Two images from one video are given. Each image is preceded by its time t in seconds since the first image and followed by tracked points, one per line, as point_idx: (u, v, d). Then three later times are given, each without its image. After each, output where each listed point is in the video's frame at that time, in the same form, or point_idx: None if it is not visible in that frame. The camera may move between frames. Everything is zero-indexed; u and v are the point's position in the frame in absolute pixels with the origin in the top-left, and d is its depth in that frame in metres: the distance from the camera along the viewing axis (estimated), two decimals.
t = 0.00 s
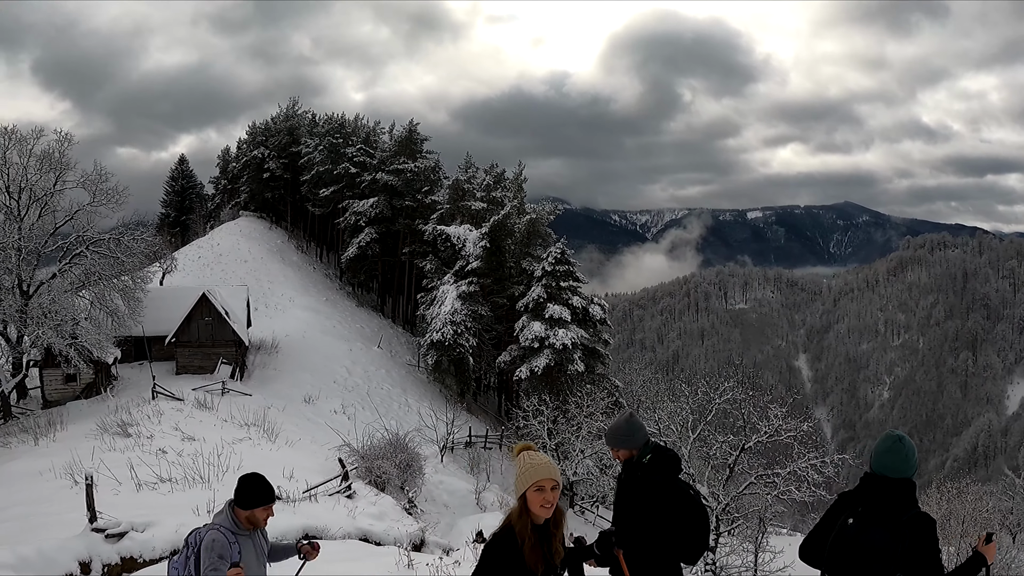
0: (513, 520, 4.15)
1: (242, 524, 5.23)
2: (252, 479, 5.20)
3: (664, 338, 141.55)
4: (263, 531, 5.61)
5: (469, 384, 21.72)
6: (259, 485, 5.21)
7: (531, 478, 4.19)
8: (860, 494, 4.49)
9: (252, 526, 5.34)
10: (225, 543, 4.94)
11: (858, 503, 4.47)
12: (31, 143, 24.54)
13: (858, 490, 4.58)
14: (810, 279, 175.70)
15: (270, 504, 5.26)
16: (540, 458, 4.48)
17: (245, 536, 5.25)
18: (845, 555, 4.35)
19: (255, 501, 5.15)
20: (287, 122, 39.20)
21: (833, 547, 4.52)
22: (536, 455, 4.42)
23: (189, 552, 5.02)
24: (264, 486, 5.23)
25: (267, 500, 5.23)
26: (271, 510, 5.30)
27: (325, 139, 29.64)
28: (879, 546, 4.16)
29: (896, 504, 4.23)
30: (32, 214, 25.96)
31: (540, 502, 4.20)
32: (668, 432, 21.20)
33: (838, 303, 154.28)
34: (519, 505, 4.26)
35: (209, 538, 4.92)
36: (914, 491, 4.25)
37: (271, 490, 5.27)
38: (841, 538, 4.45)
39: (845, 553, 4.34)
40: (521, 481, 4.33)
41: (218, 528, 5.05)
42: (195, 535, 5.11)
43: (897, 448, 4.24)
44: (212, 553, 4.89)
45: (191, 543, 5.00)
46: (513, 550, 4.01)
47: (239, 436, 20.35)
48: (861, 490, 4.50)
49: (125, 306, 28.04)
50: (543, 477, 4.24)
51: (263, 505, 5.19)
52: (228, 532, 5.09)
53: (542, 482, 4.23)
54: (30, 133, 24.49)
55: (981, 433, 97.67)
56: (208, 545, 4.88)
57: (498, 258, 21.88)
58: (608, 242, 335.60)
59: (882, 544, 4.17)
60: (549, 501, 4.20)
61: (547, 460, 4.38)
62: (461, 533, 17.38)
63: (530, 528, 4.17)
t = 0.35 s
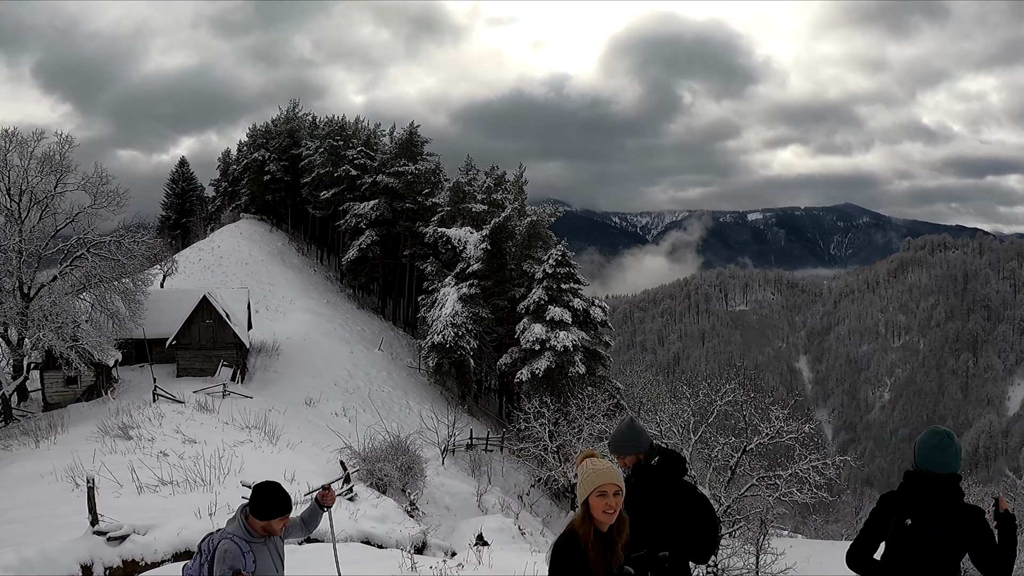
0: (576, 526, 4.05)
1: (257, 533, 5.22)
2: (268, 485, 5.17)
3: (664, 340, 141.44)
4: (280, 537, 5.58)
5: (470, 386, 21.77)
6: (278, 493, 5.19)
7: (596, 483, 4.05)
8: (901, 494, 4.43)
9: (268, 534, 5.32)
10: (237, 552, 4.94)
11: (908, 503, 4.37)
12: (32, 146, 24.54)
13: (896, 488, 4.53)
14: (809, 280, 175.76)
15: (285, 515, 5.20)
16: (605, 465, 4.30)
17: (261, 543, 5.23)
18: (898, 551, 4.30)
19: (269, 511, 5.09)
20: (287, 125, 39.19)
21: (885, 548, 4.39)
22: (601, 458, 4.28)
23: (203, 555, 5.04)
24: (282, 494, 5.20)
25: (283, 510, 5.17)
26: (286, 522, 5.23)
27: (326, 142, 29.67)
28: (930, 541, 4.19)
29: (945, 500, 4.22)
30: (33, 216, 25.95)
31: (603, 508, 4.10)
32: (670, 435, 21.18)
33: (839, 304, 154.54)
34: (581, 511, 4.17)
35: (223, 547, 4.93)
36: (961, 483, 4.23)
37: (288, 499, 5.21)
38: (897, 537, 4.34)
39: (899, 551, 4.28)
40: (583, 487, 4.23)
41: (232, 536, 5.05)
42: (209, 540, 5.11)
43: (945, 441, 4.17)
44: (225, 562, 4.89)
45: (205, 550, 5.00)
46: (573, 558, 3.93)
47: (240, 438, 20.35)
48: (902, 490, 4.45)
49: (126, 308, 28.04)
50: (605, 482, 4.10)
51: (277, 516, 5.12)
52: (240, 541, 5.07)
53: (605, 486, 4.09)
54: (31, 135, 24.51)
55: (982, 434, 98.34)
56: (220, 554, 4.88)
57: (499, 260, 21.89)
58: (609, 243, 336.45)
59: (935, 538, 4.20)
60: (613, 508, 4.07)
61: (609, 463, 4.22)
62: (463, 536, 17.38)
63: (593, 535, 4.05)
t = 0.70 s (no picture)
0: (618, 503, 4.43)
1: (284, 551, 4.92)
2: (296, 505, 4.91)
3: (656, 340, 141.67)
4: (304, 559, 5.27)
5: (463, 386, 21.85)
6: (309, 513, 4.94)
7: (637, 459, 4.42)
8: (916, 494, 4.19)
9: (294, 553, 5.03)
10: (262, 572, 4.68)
11: (942, 505, 4.04)
12: (23, 144, 24.38)
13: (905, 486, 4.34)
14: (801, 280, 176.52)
15: (314, 535, 4.93)
16: (641, 441, 4.66)
17: (285, 564, 4.92)
18: (940, 553, 4.02)
19: (299, 529, 4.83)
20: (279, 124, 39.10)
21: (920, 557, 4.08)
22: (637, 439, 4.63)
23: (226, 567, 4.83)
24: (313, 515, 4.95)
25: (313, 530, 4.90)
26: (314, 542, 4.96)
27: (318, 141, 29.56)
28: (969, 539, 3.97)
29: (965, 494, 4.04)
30: (25, 215, 25.79)
31: (643, 485, 4.45)
32: (662, 435, 21.18)
33: (831, 305, 155.31)
34: (621, 490, 4.54)
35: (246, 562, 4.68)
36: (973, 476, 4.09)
37: (317, 519, 4.97)
38: (931, 544, 4.03)
39: (934, 553, 4.02)
40: (621, 466, 4.63)
41: (257, 550, 4.80)
42: (232, 549, 4.92)
43: (958, 432, 4.01)
44: None
45: (228, 559, 4.81)
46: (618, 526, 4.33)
47: (233, 439, 20.30)
48: (916, 491, 4.21)
49: (118, 308, 27.92)
50: (646, 460, 4.47)
51: (306, 536, 4.87)
52: (265, 558, 4.79)
53: (645, 464, 4.48)
54: (22, 134, 24.35)
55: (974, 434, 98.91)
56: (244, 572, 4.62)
57: (492, 260, 21.96)
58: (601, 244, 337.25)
59: (971, 535, 4.01)
60: (653, 483, 4.45)
61: (647, 442, 4.59)
62: (455, 537, 17.38)
63: (638, 512, 4.43)
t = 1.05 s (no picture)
0: (641, 516, 4.40)
1: (290, 545, 4.67)
2: (308, 497, 4.68)
3: (639, 339, 142.49)
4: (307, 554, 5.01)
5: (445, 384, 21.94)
6: (319, 503, 4.71)
7: (661, 469, 4.43)
8: (913, 497, 4.66)
9: (300, 548, 4.76)
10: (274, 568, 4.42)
11: (944, 506, 4.47)
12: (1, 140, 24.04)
13: (902, 492, 4.83)
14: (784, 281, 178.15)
15: (325, 528, 4.68)
16: (661, 450, 4.71)
17: (293, 559, 4.70)
18: (951, 551, 4.34)
19: (309, 522, 4.59)
20: (262, 122, 39.05)
21: (932, 558, 4.36)
22: (655, 451, 4.71)
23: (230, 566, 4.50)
24: (323, 506, 4.72)
25: (324, 522, 4.67)
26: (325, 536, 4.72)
27: (300, 139, 29.52)
28: (973, 536, 4.36)
29: (957, 492, 4.57)
30: (5, 213, 25.47)
31: (666, 495, 4.45)
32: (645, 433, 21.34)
33: (814, 305, 157.00)
34: (643, 502, 4.55)
35: (253, 553, 4.44)
36: (959, 476, 4.68)
37: (327, 511, 4.72)
38: (942, 544, 4.35)
39: (946, 552, 4.32)
40: (642, 475, 4.63)
41: (263, 544, 4.54)
42: (236, 544, 4.63)
43: (946, 432, 4.67)
44: None
45: (232, 553, 4.54)
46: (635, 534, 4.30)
47: (215, 438, 20.14)
48: (912, 494, 4.69)
49: (99, 306, 27.65)
50: (669, 470, 4.51)
51: (318, 530, 4.63)
52: (274, 552, 4.54)
53: (668, 474, 4.49)
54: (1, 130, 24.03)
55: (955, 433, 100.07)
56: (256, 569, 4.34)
57: (475, 259, 22.58)
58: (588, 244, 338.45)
59: (974, 534, 4.39)
60: (675, 495, 4.42)
61: (667, 450, 4.66)
62: (438, 537, 17.31)
63: (660, 525, 4.41)
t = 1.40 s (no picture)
0: (631, 499, 4.56)
1: (301, 543, 4.55)
2: (313, 491, 4.57)
3: (607, 337, 143.43)
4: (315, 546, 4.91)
5: (412, 384, 21.92)
6: (325, 496, 4.60)
7: (654, 450, 4.64)
8: (883, 495, 4.58)
9: (310, 545, 4.66)
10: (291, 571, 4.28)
11: (914, 505, 4.40)
12: None
13: (869, 490, 4.77)
14: (750, 280, 181.26)
15: (333, 521, 4.58)
16: (652, 431, 4.83)
17: (306, 559, 4.56)
18: (920, 549, 4.28)
19: (319, 516, 4.50)
20: (230, 119, 39.19)
21: (902, 559, 4.29)
22: (649, 431, 4.87)
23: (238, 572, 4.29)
24: (328, 498, 4.62)
25: (332, 514, 4.57)
26: (335, 530, 4.62)
27: (267, 137, 29.37)
28: (941, 535, 4.29)
29: (925, 490, 4.52)
30: None
31: (658, 478, 4.64)
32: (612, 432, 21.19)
33: (780, 304, 159.58)
34: (633, 485, 4.70)
35: (266, 551, 4.28)
36: (927, 475, 4.65)
37: (333, 503, 4.61)
38: (912, 544, 4.29)
39: (917, 552, 4.26)
40: (634, 456, 4.78)
41: (277, 545, 4.39)
42: (241, 547, 4.44)
43: (910, 428, 4.70)
44: None
45: (243, 557, 4.34)
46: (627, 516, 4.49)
47: (180, 439, 19.89)
48: (880, 493, 4.61)
49: (64, 306, 27.12)
50: (661, 451, 4.68)
51: (327, 522, 4.52)
52: (288, 553, 4.41)
53: (661, 456, 4.66)
54: None
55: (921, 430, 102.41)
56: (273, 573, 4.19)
57: (442, 258, 22.55)
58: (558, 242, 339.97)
59: (943, 533, 4.33)
60: (669, 476, 4.62)
61: (658, 430, 4.84)
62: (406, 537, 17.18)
63: (650, 507, 4.59)
